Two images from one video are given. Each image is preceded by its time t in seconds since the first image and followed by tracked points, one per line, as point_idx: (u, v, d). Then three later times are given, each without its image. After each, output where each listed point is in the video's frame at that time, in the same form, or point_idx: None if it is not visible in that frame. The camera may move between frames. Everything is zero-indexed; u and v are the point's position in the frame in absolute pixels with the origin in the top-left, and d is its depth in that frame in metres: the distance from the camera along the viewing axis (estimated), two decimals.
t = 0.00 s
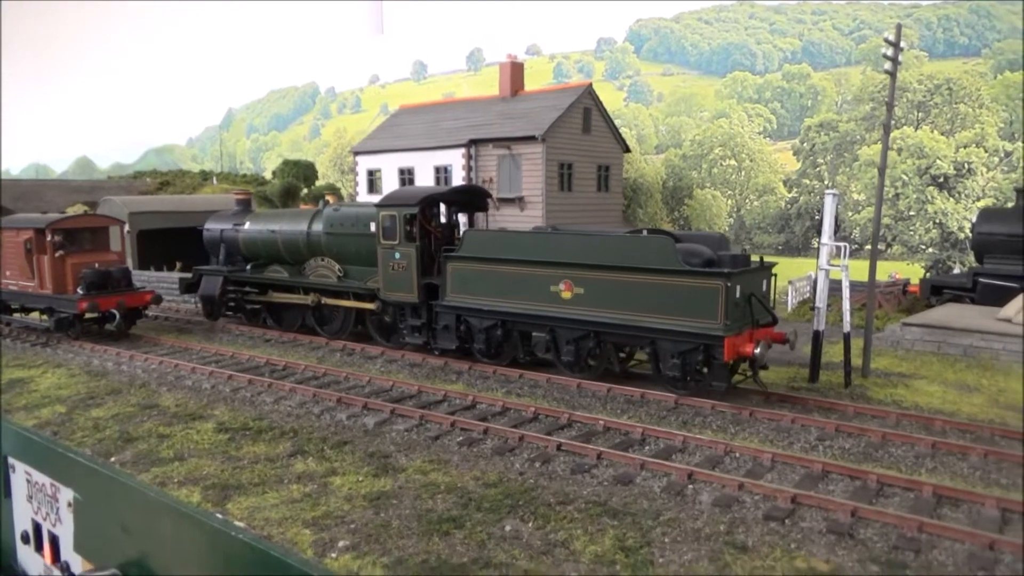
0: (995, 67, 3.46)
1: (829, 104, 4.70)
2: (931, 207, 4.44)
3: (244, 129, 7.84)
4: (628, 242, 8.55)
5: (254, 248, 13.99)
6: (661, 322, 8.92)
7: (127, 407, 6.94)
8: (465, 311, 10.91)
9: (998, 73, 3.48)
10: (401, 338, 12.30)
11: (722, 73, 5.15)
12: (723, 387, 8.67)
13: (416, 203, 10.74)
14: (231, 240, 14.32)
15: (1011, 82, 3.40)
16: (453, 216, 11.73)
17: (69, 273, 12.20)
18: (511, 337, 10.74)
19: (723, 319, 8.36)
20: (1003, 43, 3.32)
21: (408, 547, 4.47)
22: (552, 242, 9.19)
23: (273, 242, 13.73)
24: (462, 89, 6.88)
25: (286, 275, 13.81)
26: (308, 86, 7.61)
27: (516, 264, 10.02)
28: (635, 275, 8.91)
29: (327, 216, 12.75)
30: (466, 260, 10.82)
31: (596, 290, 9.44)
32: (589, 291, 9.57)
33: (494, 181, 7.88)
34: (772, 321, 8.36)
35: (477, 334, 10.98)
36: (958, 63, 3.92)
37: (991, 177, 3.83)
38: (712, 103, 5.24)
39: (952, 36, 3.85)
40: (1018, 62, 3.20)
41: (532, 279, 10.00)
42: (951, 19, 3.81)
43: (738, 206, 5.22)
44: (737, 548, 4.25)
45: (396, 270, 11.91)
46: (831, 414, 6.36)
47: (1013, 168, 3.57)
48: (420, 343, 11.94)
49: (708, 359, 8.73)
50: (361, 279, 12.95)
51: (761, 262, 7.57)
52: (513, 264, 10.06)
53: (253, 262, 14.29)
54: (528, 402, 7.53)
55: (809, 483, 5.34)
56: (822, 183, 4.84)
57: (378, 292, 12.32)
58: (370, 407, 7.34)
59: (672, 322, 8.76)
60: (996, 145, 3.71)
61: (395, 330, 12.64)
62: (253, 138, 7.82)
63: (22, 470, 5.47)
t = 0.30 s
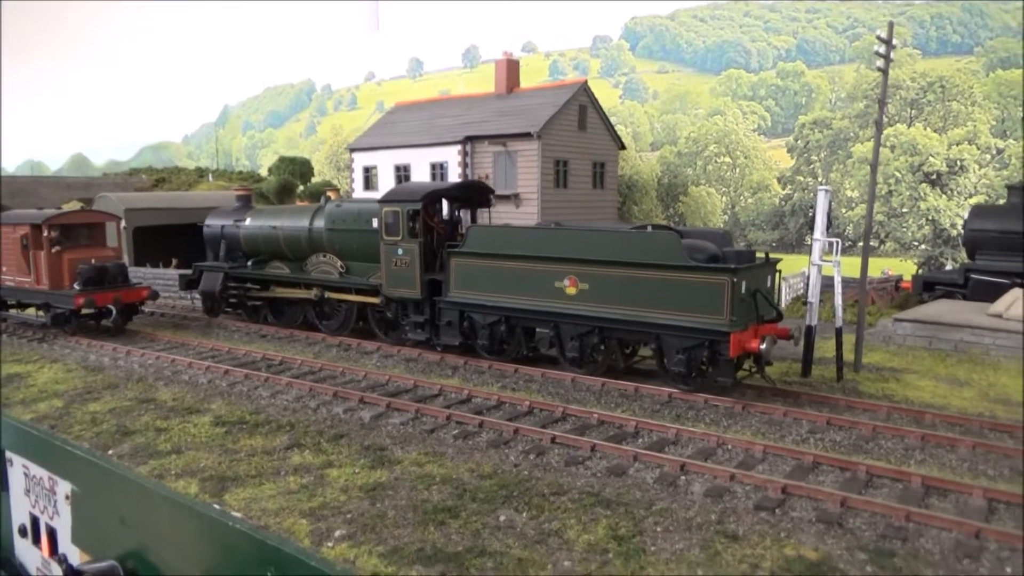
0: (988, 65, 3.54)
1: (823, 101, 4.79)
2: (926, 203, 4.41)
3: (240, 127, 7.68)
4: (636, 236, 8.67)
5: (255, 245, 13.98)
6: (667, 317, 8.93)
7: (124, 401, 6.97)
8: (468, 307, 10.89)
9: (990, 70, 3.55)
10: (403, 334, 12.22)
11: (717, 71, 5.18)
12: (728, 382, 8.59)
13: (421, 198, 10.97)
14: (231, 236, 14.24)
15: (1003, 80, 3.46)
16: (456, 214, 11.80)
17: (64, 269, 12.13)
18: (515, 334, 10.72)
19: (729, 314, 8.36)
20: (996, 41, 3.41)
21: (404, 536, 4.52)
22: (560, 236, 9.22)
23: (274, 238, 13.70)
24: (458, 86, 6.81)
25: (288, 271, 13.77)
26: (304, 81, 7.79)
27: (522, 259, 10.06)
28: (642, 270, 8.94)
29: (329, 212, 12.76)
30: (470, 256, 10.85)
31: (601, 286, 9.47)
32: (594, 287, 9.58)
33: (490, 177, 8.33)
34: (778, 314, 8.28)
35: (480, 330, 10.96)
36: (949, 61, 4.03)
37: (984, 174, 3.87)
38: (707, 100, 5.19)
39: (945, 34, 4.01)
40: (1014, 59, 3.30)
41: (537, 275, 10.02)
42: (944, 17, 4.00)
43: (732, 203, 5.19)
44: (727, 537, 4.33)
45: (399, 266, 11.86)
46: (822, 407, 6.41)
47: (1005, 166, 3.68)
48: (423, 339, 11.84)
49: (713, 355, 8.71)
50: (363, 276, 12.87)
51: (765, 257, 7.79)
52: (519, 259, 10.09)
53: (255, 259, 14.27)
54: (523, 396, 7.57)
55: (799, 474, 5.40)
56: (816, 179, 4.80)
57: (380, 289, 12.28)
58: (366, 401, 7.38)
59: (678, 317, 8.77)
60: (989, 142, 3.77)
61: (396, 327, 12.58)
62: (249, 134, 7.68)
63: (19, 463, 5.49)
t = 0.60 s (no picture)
0: (978, 64, 3.75)
1: (815, 99, 4.75)
2: (915, 202, 4.41)
3: (236, 125, 7.99)
4: (639, 236, 8.67)
5: (254, 244, 14.16)
6: (670, 315, 9.03)
7: (119, 398, 6.99)
8: (470, 305, 10.97)
9: (980, 69, 3.76)
10: (405, 333, 12.29)
11: (711, 70, 5.19)
12: (731, 381, 8.57)
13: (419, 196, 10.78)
14: (230, 234, 14.27)
15: (992, 79, 3.69)
16: (457, 212, 11.72)
17: (60, 268, 12.22)
18: (517, 332, 10.80)
19: (732, 313, 8.48)
20: (986, 41, 3.63)
21: (396, 530, 4.57)
22: (562, 235, 9.23)
23: (273, 236, 13.93)
24: (452, 86, 7.05)
25: (288, 270, 13.96)
26: (299, 78, 7.77)
27: (523, 258, 10.09)
28: (644, 268, 9.03)
29: (329, 210, 12.85)
30: (473, 254, 10.90)
31: (603, 285, 9.56)
32: (596, 285, 9.68)
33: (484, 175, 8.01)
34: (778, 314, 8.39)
35: (482, 328, 11.04)
36: (938, 61, 4.11)
37: (973, 172, 4.02)
38: (700, 99, 5.23)
39: (935, 34, 4.08)
40: (1008, 58, 3.52)
41: (539, 274, 10.08)
42: (935, 16, 4.07)
43: (726, 202, 5.25)
44: (715, 530, 4.39)
45: (399, 264, 12.02)
46: (812, 404, 6.46)
47: (996, 164, 3.81)
48: (424, 338, 11.92)
49: (715, 353, 8.78)
50: (365, 274, 13.04)
51: (766, 256, 7.20)
52: (520, 258, 10.12)
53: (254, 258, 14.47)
54: (516, 393, 7.62)
55: (787, 469, 5.47)
56: (808, 178, 4.84)
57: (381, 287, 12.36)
58: (360, 398, 7.42)
59: (681, 315, 8.87)
60: (978, 140, 3.91)
61: (397, 325, 12.67)
62: (245, 133, 7.95)
63: (15, 460, 5.54)
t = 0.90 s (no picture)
0: (966, 62, 3.85)
1: (805, 98, 4.81)
2: (904, 199, 4.38)
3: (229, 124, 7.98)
4: (639, 234, 8.67)
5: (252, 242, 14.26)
6: (671, 312, 9.10)
7: (112, 396, 7.01)
8: (470, 303, 11.03)
9: (968, 66, 3.85)
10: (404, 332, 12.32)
11: (702, 69, 5.19)
12: (733, 377, 8.71)
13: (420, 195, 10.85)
14: (228, 234, 14.36)
15: (980, 76, 3.78)
16: (457, 211, 11.78)
17: (54, 267, 12.39)
18: (518, 330, 10.86)
19: (734, 310, 8.56)
20: (974, 39, 3.78)
21: (386, 522, 4.63)
22: (564, 232, 9.33)
23: (272, 235, 14.03)
24: (446, 84, 6.91)
25: (287, 268, 14.04)
26: (293, 78, 7.70)
27: (524, 255, 10.16)
28: (645, 266, 9.10)
29: (328, 209, 12.94)
30: (474, 252, 10.96)
31: (604, 282, 9.62)
32: (597, 283, 9.75)
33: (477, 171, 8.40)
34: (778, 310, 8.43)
35: (483, 326, 11.10)
36: (927, 59, 4.12)
37: (961, 169, 4.07)
38: (692, 97, 5.19)
39: (924, 31, 4.11)
40: (996, 56, 3.65)
41: (541, 271, 10.11)
42: (923, 14, 4.12)
43: (718, 199, 5.26)
44: (700, 520, 4.45)
45: (399, 263, 12.06)
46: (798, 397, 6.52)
47: (983, 161, 3.91)
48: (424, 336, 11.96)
49: (718, 350, 8.85)
50: (364, 272, 13.15)
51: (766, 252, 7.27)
52: (521, 255, 10.19)
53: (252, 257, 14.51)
54: (506, 388, 7.67)
55: (773, 460, 5.55)
56: (798, 175, 4.84)
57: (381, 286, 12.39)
58: (352, 394, 7.47)
59: (682, 312, 8.94)
60: (966, 138, 3.97)
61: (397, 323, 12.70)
62: (237, 132, 7.95)
63: (9, 457, 5.60)
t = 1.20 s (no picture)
0: (953, 60, 3.93)
1: (794, 96, 4.87)
2: (893, 196, 4.42)
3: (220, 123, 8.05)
4: (642, 231, 8.65)
5: (248, 240, 14.19)
6: (673, 308, 9.16)
7: (103, 393, 7.03)
8: (471, 300, 11.08)
9: (955, 65, 3.92)
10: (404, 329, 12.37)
11: (693, 67, 5.24)
12: (735, 373, 8.73)
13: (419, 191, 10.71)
14: (224, 232, 14.34)
15: (967, 75, 3.83)
16: (456, 208, 11.75)
17: (43, 264, 12.34)
18: (518, 327, 10.93)
19: (737, 305, 8.56)
20: (961, 37, 3.89)
21: (374, 514, 4.67)
22: (564, 230, 9.32)
23: (269, 233, 14.01)
24: (438, 82, 7.20)
25: (285, 267, 14.04)
26: (286, 77, 7.82)
27: (524, 252, 10.19)
28: (645, 262, 9.12)
29: (326, 206, 12.82)
30: (473, 249, 10.98)
31: (605, 279, 9.66)
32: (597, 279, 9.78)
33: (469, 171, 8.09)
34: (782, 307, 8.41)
35: (484, 323, 11.15)
36: (915, 57, 4.20)
37: (949, 167, 4.10)
38: (683, 95, 5.23)
39: (912, 30, 4.22)
40: (983, 54, 3.71)
41: (541, 268, 10.16)
42: (911, 13, 4.23)
43: (709, 196, 5.30)
44: (684, 511, 4.51)
45: (399, 260, 12.02)
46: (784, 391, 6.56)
47: (972, 158, 3.95)
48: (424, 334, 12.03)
49: (720, 346, 8.90)
50: (362, 271, 13.13)
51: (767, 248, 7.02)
52: (521, 252, 10.22)
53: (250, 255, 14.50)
54: (495, 383, 7.71)
55: (758, 453, 5.60)
56: (786, 173, 4.92)
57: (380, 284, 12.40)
58: (342, 390, 7.50)
59: (684, 309, 8.99)
60: (954, 135, 4.02)
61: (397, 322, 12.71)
62: (229, 131, 8.03)
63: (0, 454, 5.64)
